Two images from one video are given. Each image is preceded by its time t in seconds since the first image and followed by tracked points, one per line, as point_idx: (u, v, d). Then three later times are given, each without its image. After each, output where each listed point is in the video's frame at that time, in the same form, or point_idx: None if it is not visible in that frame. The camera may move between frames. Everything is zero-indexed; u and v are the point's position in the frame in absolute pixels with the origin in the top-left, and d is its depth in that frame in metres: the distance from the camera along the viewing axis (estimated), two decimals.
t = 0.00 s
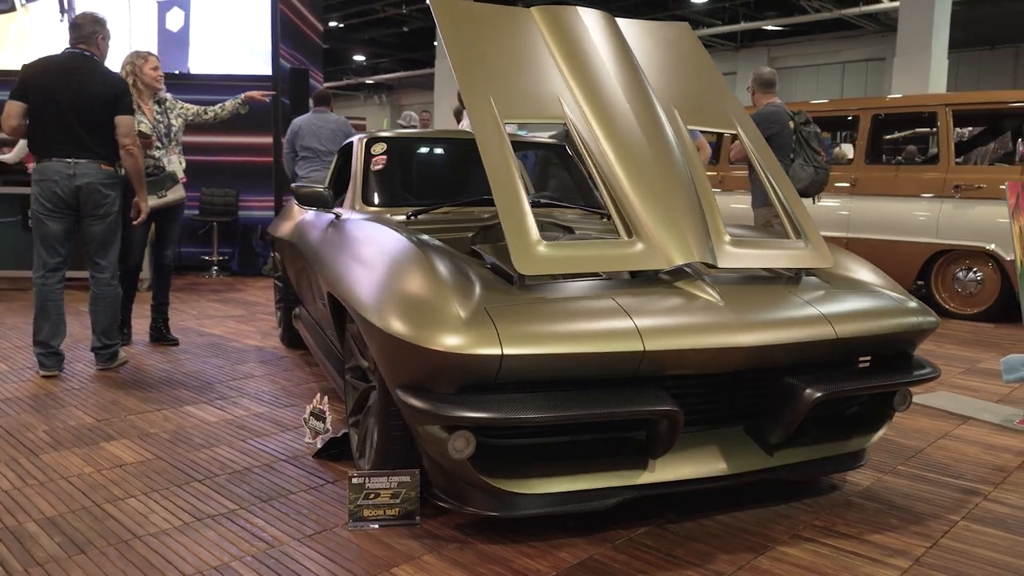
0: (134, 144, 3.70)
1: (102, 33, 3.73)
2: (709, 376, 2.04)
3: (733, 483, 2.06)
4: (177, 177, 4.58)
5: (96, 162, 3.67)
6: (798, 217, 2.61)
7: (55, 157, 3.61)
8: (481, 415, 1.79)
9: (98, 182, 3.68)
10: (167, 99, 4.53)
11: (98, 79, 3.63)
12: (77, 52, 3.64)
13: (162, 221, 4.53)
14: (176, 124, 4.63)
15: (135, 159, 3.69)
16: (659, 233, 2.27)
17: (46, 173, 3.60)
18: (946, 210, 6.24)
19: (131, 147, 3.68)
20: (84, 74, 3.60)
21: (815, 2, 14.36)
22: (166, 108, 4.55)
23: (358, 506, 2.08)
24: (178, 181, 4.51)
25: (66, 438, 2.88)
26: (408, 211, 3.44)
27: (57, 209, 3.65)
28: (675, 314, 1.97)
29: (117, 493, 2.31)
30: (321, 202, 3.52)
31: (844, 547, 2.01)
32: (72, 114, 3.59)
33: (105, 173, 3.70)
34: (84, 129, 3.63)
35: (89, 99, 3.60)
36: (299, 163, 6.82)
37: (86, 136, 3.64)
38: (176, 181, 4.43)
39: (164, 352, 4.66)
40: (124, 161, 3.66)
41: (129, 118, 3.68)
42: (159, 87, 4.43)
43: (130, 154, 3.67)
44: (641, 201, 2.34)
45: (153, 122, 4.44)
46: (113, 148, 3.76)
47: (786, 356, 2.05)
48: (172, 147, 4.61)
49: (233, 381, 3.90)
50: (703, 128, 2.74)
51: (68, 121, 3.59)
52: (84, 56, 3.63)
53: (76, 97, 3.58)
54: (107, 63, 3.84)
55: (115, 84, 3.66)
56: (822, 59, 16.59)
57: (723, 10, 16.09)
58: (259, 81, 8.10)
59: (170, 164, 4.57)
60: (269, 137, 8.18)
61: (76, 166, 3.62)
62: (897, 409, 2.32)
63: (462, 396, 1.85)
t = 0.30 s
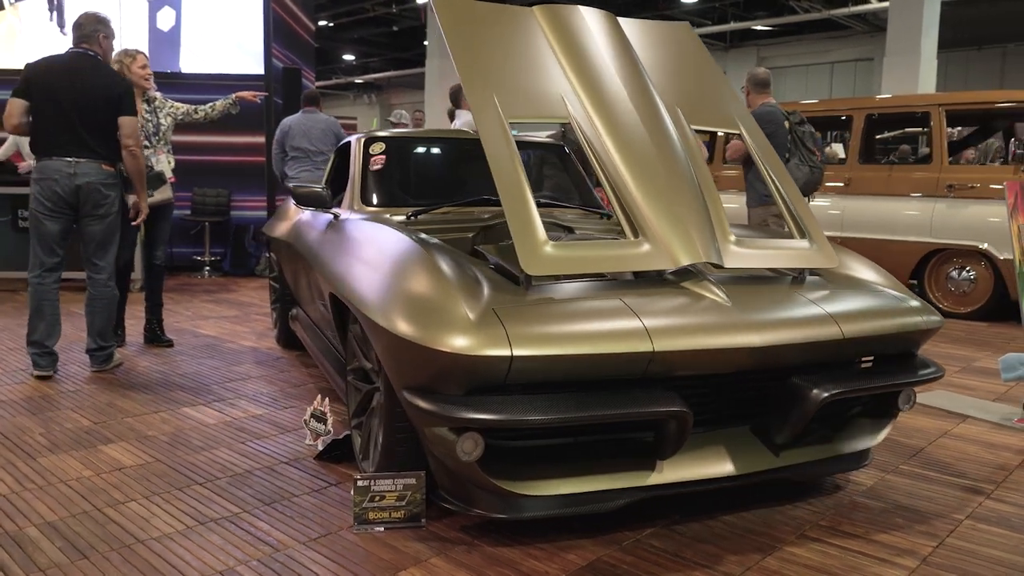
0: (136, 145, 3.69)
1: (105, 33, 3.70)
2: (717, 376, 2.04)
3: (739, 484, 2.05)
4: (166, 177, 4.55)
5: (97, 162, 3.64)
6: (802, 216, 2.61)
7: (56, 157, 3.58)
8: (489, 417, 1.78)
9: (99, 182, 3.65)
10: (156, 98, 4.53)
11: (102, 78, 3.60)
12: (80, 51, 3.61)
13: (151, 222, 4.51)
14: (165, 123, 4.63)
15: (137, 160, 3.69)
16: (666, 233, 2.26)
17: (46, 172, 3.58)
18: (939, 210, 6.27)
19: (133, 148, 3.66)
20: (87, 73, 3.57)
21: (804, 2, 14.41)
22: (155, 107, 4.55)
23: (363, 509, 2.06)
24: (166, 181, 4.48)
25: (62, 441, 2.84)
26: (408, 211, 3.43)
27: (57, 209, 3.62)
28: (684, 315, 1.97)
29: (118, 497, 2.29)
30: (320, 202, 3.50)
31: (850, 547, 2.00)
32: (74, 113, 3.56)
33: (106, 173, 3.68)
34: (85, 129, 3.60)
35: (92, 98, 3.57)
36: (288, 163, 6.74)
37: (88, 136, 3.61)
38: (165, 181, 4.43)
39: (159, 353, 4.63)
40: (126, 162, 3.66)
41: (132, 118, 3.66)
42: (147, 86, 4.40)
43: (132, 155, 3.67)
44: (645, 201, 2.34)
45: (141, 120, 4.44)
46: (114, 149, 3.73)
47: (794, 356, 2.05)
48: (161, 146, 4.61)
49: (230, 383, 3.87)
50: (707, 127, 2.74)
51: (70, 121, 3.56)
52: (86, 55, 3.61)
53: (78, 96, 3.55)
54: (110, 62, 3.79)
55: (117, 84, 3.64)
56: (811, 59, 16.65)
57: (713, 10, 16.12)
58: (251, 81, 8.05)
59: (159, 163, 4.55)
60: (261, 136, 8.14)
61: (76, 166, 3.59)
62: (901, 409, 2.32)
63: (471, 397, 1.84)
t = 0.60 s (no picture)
0: (134, 145, 3.66)
1: (102, 31, 3.66)
2: (722, 378, 2.04)
3: (745, 485, 2.05)
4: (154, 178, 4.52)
5: (94, 162, 3.61)
6: (804, 216, 2.62)
7: (53, 157, 3.54)
8: (498, 420, 1.77)
9: (96, 182, 3.62)
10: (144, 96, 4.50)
11: (99, 78, 3.56)
12: (77, 50, 3.58)
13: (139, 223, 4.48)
14: (152, 122, 4.61)
15: (134, 160, 3.66)
16: (670, 234, 2.26)
17: (43, 172, 3.54)
18: (930, 210, 6.31)
19: (130, 148, 3.63)
20: (84, 73, 3.53)
21: (791, 2, 14.48)
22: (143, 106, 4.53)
23: (368, 513, 2.05)
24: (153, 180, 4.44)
25: (58, 445, 2.81)
26: (406, 212, 3.41)
27: (53, 209, 3.58)
28: (691, 316, 1.97)
29: (117, 502, 2.26)
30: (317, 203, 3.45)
31: (856, 548, 2.01)
32: (71, 112, 3.53)
33: (102, 173, 3.64)
34: (82, 128, 3.57)
35: (89, 98, 3.54)
36: (276, 163, 6.68)
37: (85, 136, 3.58)
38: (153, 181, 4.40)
39: (151, 355, 4.58)
40: (123, 162, 3.63)
41: (129, 118, 3.64)
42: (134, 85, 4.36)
43: (129, 155, 3.64)
44: (649, 202, 2.34)
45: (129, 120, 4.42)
46: (111, 149, 3.70)
47: (800, 358, 2.05)
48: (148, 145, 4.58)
49: (225, 385, 3.83)
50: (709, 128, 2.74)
51: (67, 120, 3.53)
52: (83, 54, 3.57)
53: (76, 95, 3.52)
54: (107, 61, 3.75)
55: (115, 83, 3.61)
56: (798, 59, 16.73)
57: (700, 10, 16.16)
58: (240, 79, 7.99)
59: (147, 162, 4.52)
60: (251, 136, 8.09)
61: (73, 166, 3.55)
62: (903, 409, 2.33)
63: (479, 400, 1.83)
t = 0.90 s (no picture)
0: (129, 144, 3.62)
1: (95, 29, 3.62)
2: (728, 378, 2.04)
3: (751, 485, 2.05)
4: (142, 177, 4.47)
5: (88, 161, 3.57)
6: (807, 216, 2.62)
7: (46, 156, 3.50)
8: (505, 422, 1.76)
9: (91, 182, 3.58)
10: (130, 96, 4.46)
11: (93, 77, 3.52)
12: (70, 48, 3.54)
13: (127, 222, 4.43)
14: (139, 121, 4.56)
15: (129, 159, 3.62)
16: (675, 234, 2.26)
17: (38, 173, 3.50)
18: (920, 210, 6.35)
19: (125, 147, 3.59)
20: (78, 71, 3.50)
21: (777, 2, 14.54)
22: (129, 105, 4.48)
23: (372, 516, 2.03)
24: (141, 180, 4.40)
25: (53, 448, 2.77)
26: (404, 212, 3.39)
27: (47, 209, 3.54)
28: (697, 316, 1.97)
29: (116, 506, 2.23)
30: (314, 202, 3.41)
31: (861, 547, 2.01)
32: (64, 111, 3.49)
33: (97, 173, 3.60)
34: (76, 128, 3.53)
35: (83, 96, 3.51)
36: (265, 161, 6.62)
37: (79, 135, 3.54)
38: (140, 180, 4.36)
39: (143, 357, 4.53)
40: (118, 161, 3.59)
41: (124, 117, 3.60)
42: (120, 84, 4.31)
43: (124, 155, 3.60)
44: (654, 202, 2.33)
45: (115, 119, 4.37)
46: (106, 149, 3.66)
47: (805, 358, 2.05)
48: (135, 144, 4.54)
49: (219, 386, 3.80)
50: (710, 128, 2.74)
51: (60, 119, 3.49)
52: (77, 52, 3.53)
53: (69, 94, 3.48)
54: (100, 59, 3.71)
55: (109, 82, 3.57)
56: (783, 60, 16.82)
57: (687, 10, 16.21)
58: (230, 78, 7.93)
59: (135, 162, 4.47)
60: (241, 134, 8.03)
61: (67, 166, 3.52)
62: (905, 408, 2.34)
63: (486, 402, 1.82)
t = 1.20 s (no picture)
0: (120, 143, 3.57)
1: (85, 26, 3.57)
2: (731, 377, 2.04)
3: (754, 485, 2.06)
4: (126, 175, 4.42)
5: (79, 160, 3.53)
6: (806, 215, 2.63)
7: (36, 155, 3.46)
8: (511, 423, 1.75)
9: (81, 181, 3.53)
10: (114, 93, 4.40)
11: (82, 74, 3.47)
12: (59, 46, 3.49)
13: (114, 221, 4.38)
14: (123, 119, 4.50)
15: (120, 158, 3.57)
16: (678, 234, 2.26)
17: (28, 172, 3.46)
18: (908, 209, 6.39)
19: (116, 146, 3.55)
20: (67, 69, 3.45)
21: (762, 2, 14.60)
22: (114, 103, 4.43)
23: (373, 518, 2.01)
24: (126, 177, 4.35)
25: (44, 452, 2.72)
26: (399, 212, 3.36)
27: (37, 209, 3.50)
28: (701, 316, 1.97)
29: (112, 509, 2.20)
30: (307, 202, 3.38)
31: (862, 546, 2.02)
32: (53, 109, 3.44)
33: (88, 172, 3.56)
34: (65, 126, 3.48)
35: (72, 94, 3.45)
36: (255, 160, 6.56)
37: (69, 133, 3.49)
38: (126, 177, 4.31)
39: (133, 358, 4.48)
40: (109, 160, 3.54)
41: (115, 116, 3.55)
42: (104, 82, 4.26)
43: (115, 154, 3.56)
44: (656, 202, 2.32)
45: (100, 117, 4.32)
46: (97, 147, 3.62)
47: (809, 357, 2.06)
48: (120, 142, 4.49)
49: (211, 388, 3.76)
50: (709, 127, 2.75)
51: (49, 116, 3.45)
52: (66, 50, 3.48)
53: (58, 91, 3.43)
54: (89, 57, 3.67)
55: (100, 80, 3.52)
56: (767, 60, 16.91)
57: (673, 10, 16.25)
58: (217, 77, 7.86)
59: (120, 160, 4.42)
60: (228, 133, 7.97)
61: (57, 165, 3.47)
62: (904, 406, 2.35)
63: (491, 403, 1.81)
